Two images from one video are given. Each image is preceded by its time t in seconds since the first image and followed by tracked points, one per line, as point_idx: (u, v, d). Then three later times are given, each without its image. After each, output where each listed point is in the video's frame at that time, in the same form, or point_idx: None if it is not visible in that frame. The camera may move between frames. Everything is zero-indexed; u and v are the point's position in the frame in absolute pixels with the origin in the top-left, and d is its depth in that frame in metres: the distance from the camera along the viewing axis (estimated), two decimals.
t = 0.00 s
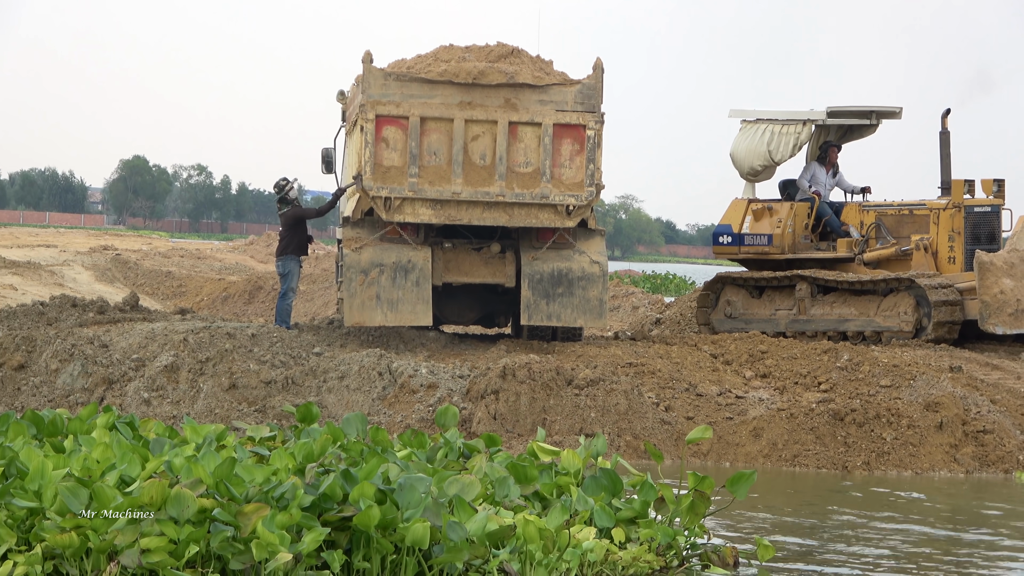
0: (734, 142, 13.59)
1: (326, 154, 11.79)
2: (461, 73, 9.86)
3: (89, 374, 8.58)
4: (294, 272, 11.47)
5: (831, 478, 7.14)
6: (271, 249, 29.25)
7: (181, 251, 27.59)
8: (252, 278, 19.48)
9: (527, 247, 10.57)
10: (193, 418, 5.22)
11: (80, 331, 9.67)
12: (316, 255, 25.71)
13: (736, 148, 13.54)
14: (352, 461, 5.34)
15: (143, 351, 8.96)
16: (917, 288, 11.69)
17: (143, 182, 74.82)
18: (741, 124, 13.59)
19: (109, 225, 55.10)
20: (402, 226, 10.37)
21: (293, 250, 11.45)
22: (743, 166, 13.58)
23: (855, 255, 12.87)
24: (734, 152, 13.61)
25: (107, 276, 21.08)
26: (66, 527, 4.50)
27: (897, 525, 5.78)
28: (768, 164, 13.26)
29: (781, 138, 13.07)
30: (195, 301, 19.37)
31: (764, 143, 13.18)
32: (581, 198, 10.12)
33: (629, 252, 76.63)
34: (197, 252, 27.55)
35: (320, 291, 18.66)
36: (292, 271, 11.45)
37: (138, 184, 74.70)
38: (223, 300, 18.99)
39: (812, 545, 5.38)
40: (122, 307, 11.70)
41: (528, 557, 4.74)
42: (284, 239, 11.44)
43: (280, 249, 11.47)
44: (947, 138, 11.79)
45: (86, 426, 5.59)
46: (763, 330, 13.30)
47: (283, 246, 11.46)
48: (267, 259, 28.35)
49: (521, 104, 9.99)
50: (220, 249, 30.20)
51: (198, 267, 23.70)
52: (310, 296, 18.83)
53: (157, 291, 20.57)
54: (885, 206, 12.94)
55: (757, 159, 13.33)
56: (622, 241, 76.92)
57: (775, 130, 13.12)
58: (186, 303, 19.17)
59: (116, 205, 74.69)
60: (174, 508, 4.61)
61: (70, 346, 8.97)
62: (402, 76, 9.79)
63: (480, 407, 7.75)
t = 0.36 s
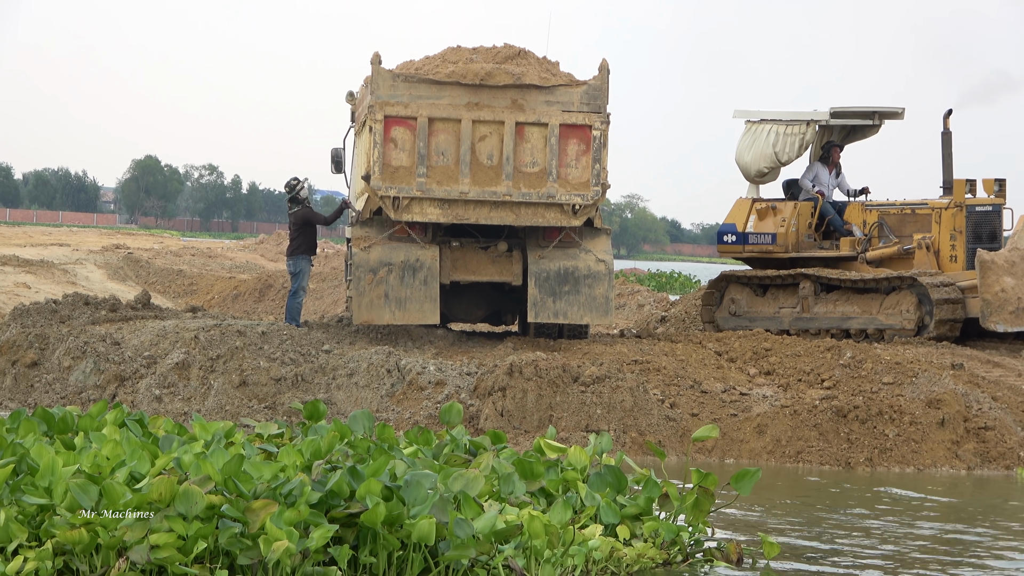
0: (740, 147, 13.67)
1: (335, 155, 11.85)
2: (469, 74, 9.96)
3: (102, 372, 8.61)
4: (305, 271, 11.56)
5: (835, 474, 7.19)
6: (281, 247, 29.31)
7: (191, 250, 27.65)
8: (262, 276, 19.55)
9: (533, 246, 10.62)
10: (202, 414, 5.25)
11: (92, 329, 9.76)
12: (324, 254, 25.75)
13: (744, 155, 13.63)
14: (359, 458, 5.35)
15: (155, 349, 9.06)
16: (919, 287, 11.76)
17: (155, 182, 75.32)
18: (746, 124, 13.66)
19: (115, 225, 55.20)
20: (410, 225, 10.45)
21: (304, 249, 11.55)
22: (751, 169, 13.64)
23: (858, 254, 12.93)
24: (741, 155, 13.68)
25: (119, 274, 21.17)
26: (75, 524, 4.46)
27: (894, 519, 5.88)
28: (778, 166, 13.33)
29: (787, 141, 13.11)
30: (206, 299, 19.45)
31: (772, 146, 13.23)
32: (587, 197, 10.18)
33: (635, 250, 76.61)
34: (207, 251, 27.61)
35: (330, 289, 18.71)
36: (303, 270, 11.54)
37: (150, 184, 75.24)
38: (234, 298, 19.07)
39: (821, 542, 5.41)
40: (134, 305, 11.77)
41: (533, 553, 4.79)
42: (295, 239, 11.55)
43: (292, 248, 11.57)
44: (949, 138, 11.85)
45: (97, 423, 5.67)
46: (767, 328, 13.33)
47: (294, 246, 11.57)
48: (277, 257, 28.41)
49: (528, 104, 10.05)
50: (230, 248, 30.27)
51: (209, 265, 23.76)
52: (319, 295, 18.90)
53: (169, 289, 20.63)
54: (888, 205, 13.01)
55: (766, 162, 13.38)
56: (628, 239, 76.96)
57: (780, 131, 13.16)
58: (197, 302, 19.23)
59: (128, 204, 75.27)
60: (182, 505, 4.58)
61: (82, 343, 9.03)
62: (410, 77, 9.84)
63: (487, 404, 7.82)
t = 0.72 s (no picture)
0: (747, 143, 13.68)
1: (343, 152, 11.85)
2: (476, 72, 9.95)
3: (110, 370, 8.63)
4: (311, 269, 11.56)
5: (844, 472, 7.19)
6: (289, 244, 29.29)
7: (199, 247, 27.65)
8: (270, 273, 19.55)
9: (541, 243, 10.62)
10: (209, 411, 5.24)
11: (100, 326, 9.80)
12: (330, 252, 25.74)
13: (751, 151, 13.64)
14: (366, 456, 5.31)
15: (162, 346, 9.11)
16: (927, 283, 11.80)
17: (162, 180, 75.56)
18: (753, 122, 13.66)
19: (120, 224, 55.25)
20: (417, 223, 10.40)
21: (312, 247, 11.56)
22: (759, 166, 13.65)
23: (866, 251, 12.88)
24: (749, 153, 13.68)
25: (126, 271, 21.19)
26: (83, 522, 4.45)
27: (905, 518, 5.86)
28: (786, 164, 13.35)
29: (795, 139, 13.12)
30: (214, 297, 19.45)
31: (780, 145, 13.23)
32: (594, 194, 10.18)
33: (642, 248, 76.38)
34: (215, 248, 27.60)
35: (337, 287, 18.69)
36: (309, 268, 11.52)
37: (158, 181, 75.44)
38: (241, 296, 19.07)
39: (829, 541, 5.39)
40: (142, 303, 11.78)
41: (540, 552, 4.77)
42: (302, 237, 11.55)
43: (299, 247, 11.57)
44: (956, 136, 11.84)
45: (103, 421, 5.65)
46: (774, 325, 13.37)
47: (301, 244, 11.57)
48: (284, 254, 28.40)
49: (536, 102, 10.05)
50: (238, 245, 30.25)
51: (218, 263, 23.74)
52: (327, 292, 18.89)
53: (176, 286, 20.63)
54: (895, 203, 12.96)
55: (774, 159, 13.39)
56: (636, 237, 76.77)
57: (788, 129, 13.14)
58: (205, 299, 19.24)
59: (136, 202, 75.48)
60: (188, 502, 4.51)
61: (90, 340, 9.01)
62: (418, 75, 9.87)
63: (495, 402, 7.83)
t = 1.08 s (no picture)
0: (755, 142, 13.67)
1: (349, 152, 11.85)
2: (482, 71, 9.96)
3: (116, 369, 8.62)
4: (317, 268, 11.57)
5: (851, 471, 7.19)
6: (295, 244, 29.27)
7: (206, 247, 27.63)
8: (276, 273, 19.55)
9: (547, 242, 10.61)
10: (214, 411, 5.22)
11: (107, 326, 9.80)
12: (336, 252, 25.72)
13: (758, 151, 13.63)
14: (371, 456, 5.30)
15: (169, 345, 9.11)
16: (933, 283, 11.77)
17: (169, 180, 75.64)
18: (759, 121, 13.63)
19: (124, 224, 55.27)
20: (424, 222, 10.45)
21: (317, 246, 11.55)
22: (764, 166, 13.61)
23: (872, 250, 12.91)
24: (755, 153, 13.67)
25: (132, 271, 21.18)
26: (87, 521, 4.42)
27: (912, 518, 5.84)
28: (791, 162, 13.30)
29: (801, 137, 13.15)
30: (220, 296, 19.45)
31: (785, 142, 13.23)
32: (601, 193, 10.19)
33: (649, 247, 76.16)
34: (222, 247, 27.59)
35: (343, 287, 18.68)
36: (315, 267, 11.53)
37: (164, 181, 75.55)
38: (248, 295, 19.07)
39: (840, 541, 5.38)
40: (148, 302, 11.79)
41: (546, 551, 4.75)
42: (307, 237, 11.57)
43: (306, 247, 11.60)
44: (962, 134, 11.84)
45: (108, 421, 5.64)
46: (781, 324, 13.34)
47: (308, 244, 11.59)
48: (290, 254, 28.39)
49: (542, 101, 10.05)
50: (244, 245, 30.24)
51: (224, 262, 23.72)
52: (333, 292, 18.89)
53: (182, 286, 20.62)
54: (902, 202, 12.98)
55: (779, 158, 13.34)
56: (642, 236, 76.61)
57: (794, 128, 13.19)
58: (211, 298, 19.23)
59: (143, 201, 75.63)
60: (194, 502, 4.49)
61: (96, 340, 9.02)
62: (424, 74, 9.86)
63: (501, 400, 7.83)
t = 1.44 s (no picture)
0: (760, 142, 13.67)
1: (354, 152, 11.85)
2: (487, 71, 9.91)
3: (121, 369, 8.62)
4: (321, 268, 11.57)
5: (857, 471, 7.19)
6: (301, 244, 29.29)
7: (211, 247, 27.64)
8: (281, 273, 19.55)
9: (552, 242, 10.62)
10: (219, 411, 5.21)
11: (112, 326, 9.80)
12: (340, 253, 25.70)
13: (764, 152, 13.64)
14: (376, 456, 5.23)
15: (174, 346, 9.12)
16: (938, 283, 11.79)
17: (174, 181, 75.72)
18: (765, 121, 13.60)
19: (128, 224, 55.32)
20: (429, 222, 10.40)
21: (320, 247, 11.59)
22: (772, 167, 13.62)
23: (877, 250, 12.88)
24: (761, 155, 13.68)
25: (138, 271, 21.20)
26: (92, 522, 4.41)
27: (918, 518, 5.84)
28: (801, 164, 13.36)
29: (808, 138, 13.14)
30: (225, 296, 19.46)
31: (793, 144, 13.24)
32: (606, 193, 10.18)
33: (654, 247, 76.14)
34: (227, 248, 27.58)
35: (348, 287, 18.67)
36: (319, 267, 11.54)
37: (169, 181, 75.63)
38: (253, 295, 19.07)
39: (846, 542, 5.37)
40: (153, 302, 11.80)
41: (550, 551, 4.73)
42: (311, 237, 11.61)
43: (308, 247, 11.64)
44: (966, 134, 11.83)
45: (112, 421, 5.64)
46: (786, 324, 13.33)
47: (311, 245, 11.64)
48: (295, 254, 28.37)
49: (547, 101, 10.04)
50: (249, 245, 30.24)
51: (229, 262, 23.74)
52: (338, 292, 18.89)
53: (188, 286, 20.62)
54: (907, 201, 12.97)
55: (788, 160, 13.38)
56: (647, 237, 76.56)
57: (801, 128, 13.14)
58: (216, 299, 19.24)
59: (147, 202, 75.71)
60: (198, 503, 4.46)
61: (102, 340, 9.02)
62: (429, 74, 9.86)
63: (506, 401, 7.84)
